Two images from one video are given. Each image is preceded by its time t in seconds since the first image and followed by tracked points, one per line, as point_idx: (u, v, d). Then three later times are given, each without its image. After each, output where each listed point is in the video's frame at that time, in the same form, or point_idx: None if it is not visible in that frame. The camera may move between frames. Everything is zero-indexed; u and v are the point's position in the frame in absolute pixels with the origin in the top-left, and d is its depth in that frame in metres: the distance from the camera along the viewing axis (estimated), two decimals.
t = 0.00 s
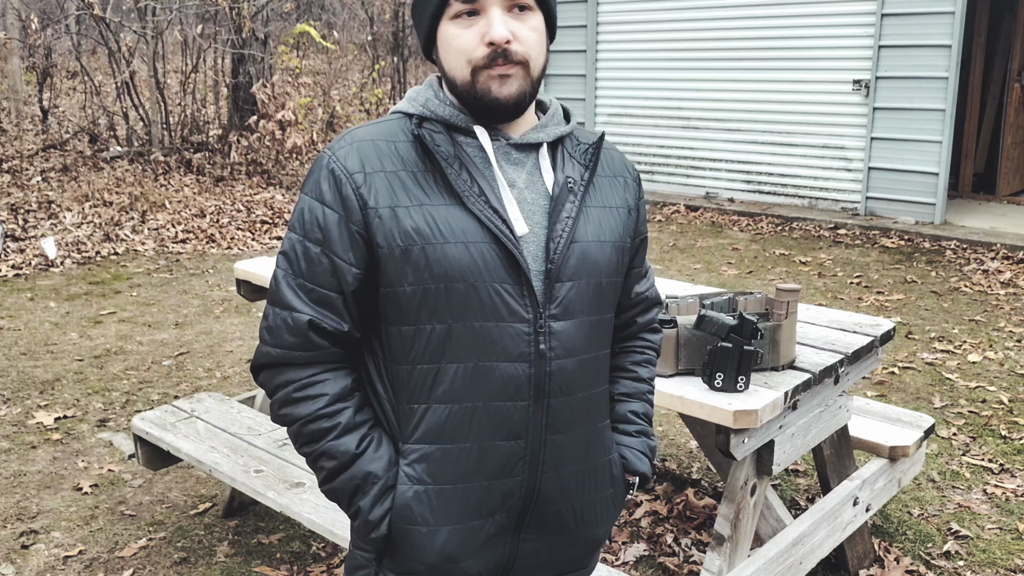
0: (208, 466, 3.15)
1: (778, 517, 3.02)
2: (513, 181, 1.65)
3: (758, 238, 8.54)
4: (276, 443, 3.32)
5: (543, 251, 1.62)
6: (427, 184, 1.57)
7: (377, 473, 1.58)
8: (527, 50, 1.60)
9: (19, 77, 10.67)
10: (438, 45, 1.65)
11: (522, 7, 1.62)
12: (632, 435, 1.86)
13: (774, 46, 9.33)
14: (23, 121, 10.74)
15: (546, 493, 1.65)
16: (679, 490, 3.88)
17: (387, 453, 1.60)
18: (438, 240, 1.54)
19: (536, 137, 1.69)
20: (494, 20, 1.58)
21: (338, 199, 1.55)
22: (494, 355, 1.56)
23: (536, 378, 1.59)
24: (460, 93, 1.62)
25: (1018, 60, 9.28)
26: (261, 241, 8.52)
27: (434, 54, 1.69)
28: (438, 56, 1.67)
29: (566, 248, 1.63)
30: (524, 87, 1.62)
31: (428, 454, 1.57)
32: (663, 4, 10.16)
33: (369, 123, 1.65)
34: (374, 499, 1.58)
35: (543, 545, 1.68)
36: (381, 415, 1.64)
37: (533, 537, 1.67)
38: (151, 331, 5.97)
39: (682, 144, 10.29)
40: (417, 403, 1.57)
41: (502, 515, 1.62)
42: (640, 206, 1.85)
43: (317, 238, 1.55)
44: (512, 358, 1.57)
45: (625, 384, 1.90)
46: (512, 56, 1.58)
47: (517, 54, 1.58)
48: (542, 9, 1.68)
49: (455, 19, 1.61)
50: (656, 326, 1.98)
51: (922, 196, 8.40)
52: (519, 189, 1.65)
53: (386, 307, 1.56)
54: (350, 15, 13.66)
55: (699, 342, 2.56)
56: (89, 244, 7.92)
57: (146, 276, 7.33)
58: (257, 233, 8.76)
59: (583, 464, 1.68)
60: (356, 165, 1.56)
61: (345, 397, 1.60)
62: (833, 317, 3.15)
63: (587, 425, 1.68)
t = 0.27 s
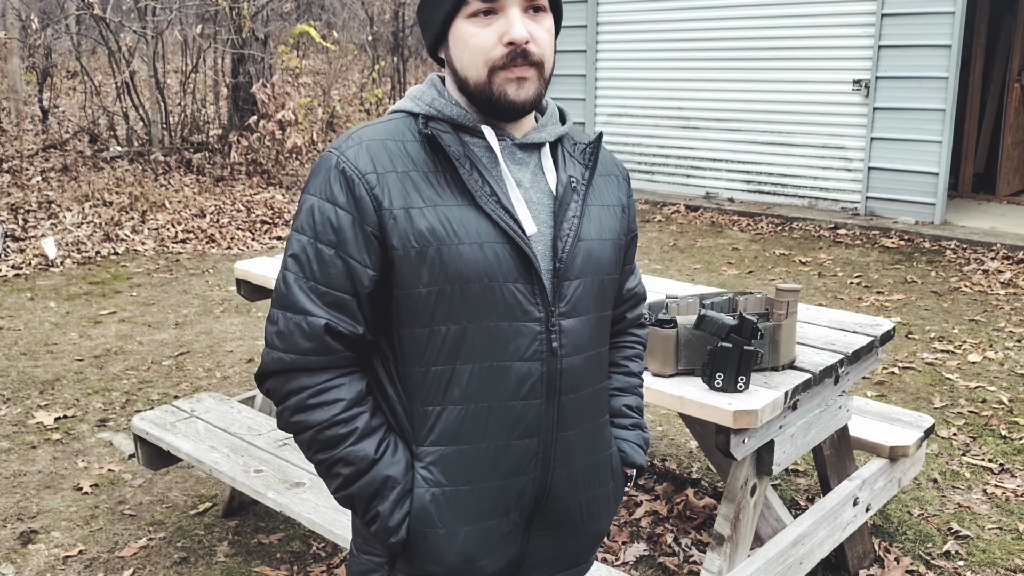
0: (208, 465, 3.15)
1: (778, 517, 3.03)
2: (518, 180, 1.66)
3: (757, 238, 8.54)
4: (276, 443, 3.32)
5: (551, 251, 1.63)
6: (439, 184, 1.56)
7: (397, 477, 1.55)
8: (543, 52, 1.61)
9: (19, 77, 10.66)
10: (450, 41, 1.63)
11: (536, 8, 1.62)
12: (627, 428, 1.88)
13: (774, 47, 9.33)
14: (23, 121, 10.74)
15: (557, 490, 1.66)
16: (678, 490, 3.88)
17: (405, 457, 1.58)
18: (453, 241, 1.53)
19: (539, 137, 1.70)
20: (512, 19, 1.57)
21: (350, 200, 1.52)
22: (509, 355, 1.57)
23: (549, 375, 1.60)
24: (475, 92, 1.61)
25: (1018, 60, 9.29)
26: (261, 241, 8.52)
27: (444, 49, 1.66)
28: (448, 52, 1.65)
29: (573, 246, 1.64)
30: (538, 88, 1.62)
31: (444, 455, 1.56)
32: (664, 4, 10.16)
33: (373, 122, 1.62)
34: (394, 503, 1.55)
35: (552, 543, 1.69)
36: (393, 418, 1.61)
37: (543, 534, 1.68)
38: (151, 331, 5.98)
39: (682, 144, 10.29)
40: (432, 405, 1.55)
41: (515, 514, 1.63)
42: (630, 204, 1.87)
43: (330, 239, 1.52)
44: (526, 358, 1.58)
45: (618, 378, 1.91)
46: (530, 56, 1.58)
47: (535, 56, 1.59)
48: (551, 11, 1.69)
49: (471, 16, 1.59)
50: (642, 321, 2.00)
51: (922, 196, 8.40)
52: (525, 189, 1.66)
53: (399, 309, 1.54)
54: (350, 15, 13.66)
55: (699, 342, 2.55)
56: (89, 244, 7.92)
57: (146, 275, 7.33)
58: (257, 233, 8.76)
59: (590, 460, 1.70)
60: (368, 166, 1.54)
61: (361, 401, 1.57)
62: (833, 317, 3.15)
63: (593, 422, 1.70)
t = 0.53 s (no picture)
0: (208, 466, 3.15)
1: (777, 517, 3.03)
2: (518, 181, 1.66)
3: (757, 238, 8.54)
4: (275, 443, 3.32)
5: (551, 250, 1.63)
6: (441, 185, 1.56)
7: (403, 480, 1.55)
8: (545, 54, 1.61)
9: (19, 77, 10.66)
10: (452, 43, 1.62)
11: (538, 10, 1.63)
12: (625, 426, 1.89)
13: (774, 47, 9.33)
14: (23, 121, 10.75)
15: (562, 490, 1.66)
16: (679, 490, 3.88)
17: (409, 459, 1.57)
18: (457, 242, 1.53)
19: (536, 137, 1.69)
20: (515, 20, 1.57)
21: (352, 201, 1.52)
22: (513, 355, 1.57)
23: (552, 375, 1.60)
24: (477, 93, 1.60)
25: (1019, 60, 9.28)
26: (261, 241, 8.53)
27: (444, 50, 1.65)
28: (449, 53, 1.64)
29: (573, 246, 1.64)
30: (539, 90, 1.63)
31: (450, 457, 1.56)
32: (664, 4, 10.15)
33: (373, 123, 1.61)
34: (401, 506, 1.55)
35: (557, 542, 1.69)
36: (396, 421, 1.60)
37: (548, 534, 1.68)
38: (151, 331, 5.98)
39: (682, 144, 10.29)
40: (436, 406, 1.55)
41: (520, 514, 1.63)
42: (624, 204, 1.88)
43: (333, 241, 1.51)
44: (529, 357, 1.58)
45: (614, 377, 1.91)
46: (533, 58, 1.58)
47: (537, 58, 1.59)
48: (551, 14, 1.70)
49: (474, 18, 1.58)
50: (635, 319, 1.99)
51: (922, 196, 8.39)
52: (525, 189, 1.66)
53: (403, 310, 1.54)
54: (350, 15, 13.67)
55: (699, 342, 2.55)
56: (89, 244, 7.92)
57: (146, 276, 7.33)
58: (257, 233, 8.76)
59: (593, 459, 1.70)
60: (370, 166, 1.53)
61: (365, 404, 1.56)
62: (833, 317, 3.15)
63: (594, 421, 1.71)
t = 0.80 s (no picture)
0: (209, 466, 3.15)
1: (778, 517, 3.03)
2: (516, 181, 1.66)
3: (757, 238, 8.54)
4: (276, 443, 3.32)
5: (548, 250, 1.63)
6: (438, 185, 1.56)
7: (402, 481, 1.55)
8: (543, 54, 1.61)
9: (19, 77, 10.66)
10: (450, 42, 1.62)
11: (536, 10, 1.63)
12: (623, 425, 1.89)
13: (774, 46, 9.33)
14: (23, 121, 10.75)
15: (561, 490, 1.66)
16: (679, 491, 3.88)
17: (408, 461, 1.58)
18: (454, 242, 1.53)
19: (532, 137, 1.70)
20: (515, 20, 1.57)
21: (350, 202, 1.52)
22: (512, 355, 1.57)
23: (550, 375, 1.60)
24: (476, 94, 1.60)
25: (1018, 60, 9.28)
26: (261, 241, 8.53)
27: (442, 50, 1.65)
28: (447, 53, 1.64)
29: (570, 245, 1.64)
30: (538, 90, 1.63)
31: (449, 458, 1.56)
32: (664, 4, 10.15)
33: (369, 124, 1.61)
34: (400, 507, 1.55)
35: (557, 542, 1.70)
36: (394, 422, 1.61)
37: (548, 535, 1.68)
38: (151, 331, 5.98)
39: (682, 144, 10.29)
40: (435, 407, 1.55)
41: (520, 514, 1.64)
42: (620, 203, 1.87)
43: (331, 243, 1.51)
44: (528, 358, 1.58)
45: (611, 376, 1.91)
46: (533, 58, 1.58)
47: (536, 58, 1.59)
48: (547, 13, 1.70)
49: (473, 17, 1.58)
50: (631, 318, 2.00)
51: (922, 197, 8.40)
52: (522, 189, 1.66)
53: (400, 311, 1.54)
54: (350, 15, 13.67)
55: (699, 342, 2.55)
56: (89, 244, 7.92)
57: (146, 275, 7.33)
58: (257, 233, 8.76)
59: (592, 459, 1.71)
60: (366, 168, 1.53)
61: (363, 406, 1.56)
62: (833, 317, 3.15)
63: (593, 421, 1.71)
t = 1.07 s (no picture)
0: (209, 466, 3.15)
1: (777, 517, 3.03)
2: (513, 182, 1.66)
3: (757, 238, 8.54)
4: (276, 443, 3.32)
5: (545, 250, 1.63)
6: (435, 186, 1.57)
7: (398, 481, 1.55)
8: (541, 54, 1.61)
9: (19, 77, 10.66)
10: (448, 42, 1.62)
11: (534, 10, 1.63)
12: (620, 424, 1.89)
13: (774, 47, 9.33)
14: (23, 121, 10.75)
15: (558, 490, 1.66)
16: (679, 491, 3.88)
17: (405, 460, 1.58)
18: (450, 243, 1.53)
19: (529, 137, 1.70)
20: (513, 20, 1.57)
21: (346, 202, 1.52)
22: (508, 355, 1.57)
23: (546, 375, 1.60)
24: (474, 94, 1.60)
25: (1018, 60, 9.28)
26: (261, 241, 8.53)
27: (439, 50, 1.65)
28: (445, 54, 1.64)
29: (567, 245, 1.64)
30: (535, 91, 1.63)
31: (445, 457, 1.56)
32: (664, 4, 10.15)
33: (366, 124, 1.62)
34: (396, 507, 1.55)
35: (553, 541, 1.70)
36: (390, 422, 1.61)
37: (544, 534, 1.68)
38: (151, 331, 5.98)
39: (682, 144, 10.29)
40: (431, 407, 1.55)
41: (516, 513, 1.64)
42: (618, 203, 1.87)
43: (327, 243, 1.51)
44: (524, 357, 1.58)
45: (609, 375, 1.91)
46: (530, 59, 1.58)
47: (534, 58, 1.59)
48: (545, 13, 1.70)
49: (471, 18, 1.58)
50: (630, 318, 2.00)
51: (922, 197, 8.40)
52: (519, 189, 1.66)
53: (397, 311, 1.54)
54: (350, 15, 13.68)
55: (699, 342, 2.55)
56: (89, 244, 7.92)
57: (146, 275, 7.33)
58: (257, 233, 8.76)
59: (589, 459, 1.71)
60: (363, 168, 1.53)
61: (359, 406, 1.56)
62: (833, 317, 3.15)
63: (589, 420, 1.71)
